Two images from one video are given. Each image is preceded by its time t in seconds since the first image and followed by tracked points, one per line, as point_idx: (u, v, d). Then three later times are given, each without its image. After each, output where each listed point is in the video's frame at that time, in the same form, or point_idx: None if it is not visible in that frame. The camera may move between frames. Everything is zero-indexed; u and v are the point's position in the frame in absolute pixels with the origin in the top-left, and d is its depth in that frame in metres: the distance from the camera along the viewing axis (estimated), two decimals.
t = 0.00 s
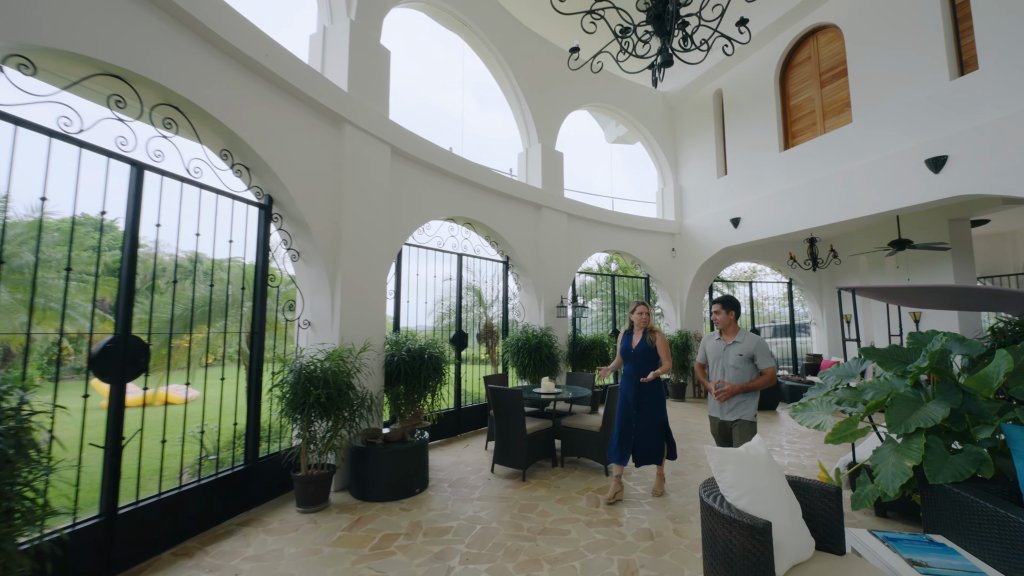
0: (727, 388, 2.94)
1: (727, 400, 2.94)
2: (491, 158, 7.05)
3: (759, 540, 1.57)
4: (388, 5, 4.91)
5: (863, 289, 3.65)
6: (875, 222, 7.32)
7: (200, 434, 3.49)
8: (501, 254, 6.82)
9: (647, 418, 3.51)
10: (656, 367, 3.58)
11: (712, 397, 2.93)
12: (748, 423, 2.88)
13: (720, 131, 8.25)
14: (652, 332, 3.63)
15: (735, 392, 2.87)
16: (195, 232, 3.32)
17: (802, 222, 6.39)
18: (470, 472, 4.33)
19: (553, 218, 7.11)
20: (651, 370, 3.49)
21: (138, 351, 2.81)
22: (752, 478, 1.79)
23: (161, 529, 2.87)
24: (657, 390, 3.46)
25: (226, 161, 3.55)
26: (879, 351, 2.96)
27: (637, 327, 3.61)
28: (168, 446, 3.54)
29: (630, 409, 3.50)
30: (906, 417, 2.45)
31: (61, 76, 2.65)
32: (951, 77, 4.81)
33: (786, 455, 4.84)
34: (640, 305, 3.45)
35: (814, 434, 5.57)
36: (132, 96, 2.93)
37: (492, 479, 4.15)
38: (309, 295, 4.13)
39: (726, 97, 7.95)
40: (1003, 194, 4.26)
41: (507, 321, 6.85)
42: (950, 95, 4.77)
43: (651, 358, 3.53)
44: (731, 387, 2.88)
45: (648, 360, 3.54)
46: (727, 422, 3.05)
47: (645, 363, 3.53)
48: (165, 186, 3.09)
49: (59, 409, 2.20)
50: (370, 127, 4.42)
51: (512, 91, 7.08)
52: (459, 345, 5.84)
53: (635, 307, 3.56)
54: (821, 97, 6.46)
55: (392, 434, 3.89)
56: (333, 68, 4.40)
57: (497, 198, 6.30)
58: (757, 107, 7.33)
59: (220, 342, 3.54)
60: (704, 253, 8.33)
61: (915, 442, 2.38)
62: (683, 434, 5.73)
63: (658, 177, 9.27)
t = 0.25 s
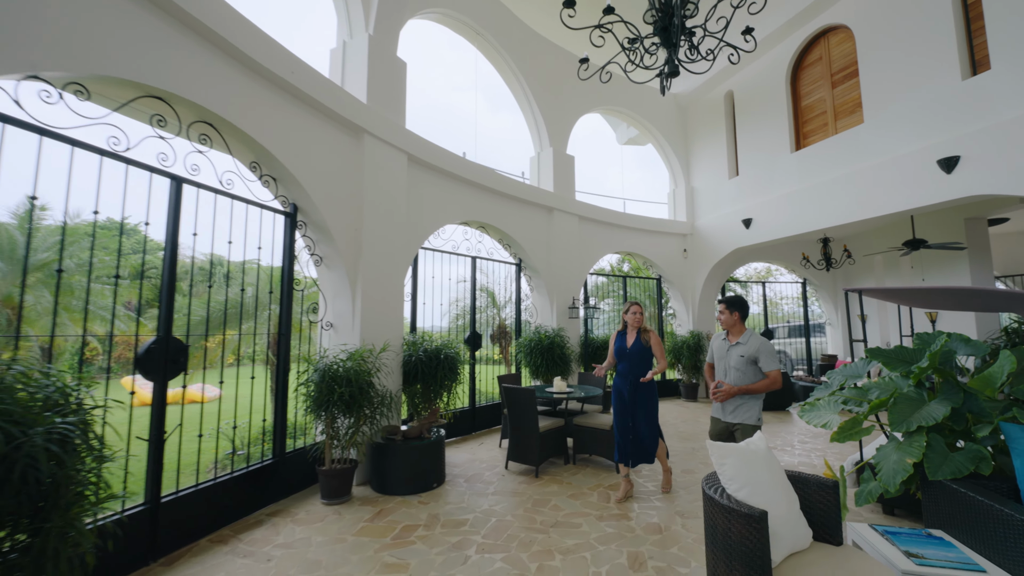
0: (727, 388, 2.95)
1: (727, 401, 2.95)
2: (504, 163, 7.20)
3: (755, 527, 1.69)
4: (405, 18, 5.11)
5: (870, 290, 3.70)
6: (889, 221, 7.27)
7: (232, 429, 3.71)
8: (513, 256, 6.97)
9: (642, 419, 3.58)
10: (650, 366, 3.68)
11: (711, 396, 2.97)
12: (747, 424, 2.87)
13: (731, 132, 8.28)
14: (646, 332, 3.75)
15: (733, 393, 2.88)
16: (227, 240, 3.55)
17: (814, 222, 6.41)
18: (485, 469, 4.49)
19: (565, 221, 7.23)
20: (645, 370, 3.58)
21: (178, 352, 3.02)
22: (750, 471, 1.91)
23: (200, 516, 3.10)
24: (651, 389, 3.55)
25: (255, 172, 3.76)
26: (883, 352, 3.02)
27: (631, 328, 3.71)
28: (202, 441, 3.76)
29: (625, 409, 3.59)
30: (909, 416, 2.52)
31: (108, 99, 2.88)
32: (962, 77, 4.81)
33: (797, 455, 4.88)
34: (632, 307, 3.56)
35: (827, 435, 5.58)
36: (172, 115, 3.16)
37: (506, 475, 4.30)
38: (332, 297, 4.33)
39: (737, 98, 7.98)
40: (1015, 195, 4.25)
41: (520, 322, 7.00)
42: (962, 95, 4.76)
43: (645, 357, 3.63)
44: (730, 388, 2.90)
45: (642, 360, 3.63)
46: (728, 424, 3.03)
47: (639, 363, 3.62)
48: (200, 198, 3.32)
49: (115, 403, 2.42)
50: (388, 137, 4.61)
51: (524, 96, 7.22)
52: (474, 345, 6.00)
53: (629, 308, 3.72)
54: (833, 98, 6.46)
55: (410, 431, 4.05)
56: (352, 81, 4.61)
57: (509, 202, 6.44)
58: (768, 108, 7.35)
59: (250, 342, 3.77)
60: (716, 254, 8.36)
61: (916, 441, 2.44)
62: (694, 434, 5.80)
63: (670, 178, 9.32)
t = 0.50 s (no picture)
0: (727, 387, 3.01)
1: (727, 399, 3.02)
2: (518, 166, 7.35)
3: (756, 515, 1.80)
4: (423, 30, 5.30)
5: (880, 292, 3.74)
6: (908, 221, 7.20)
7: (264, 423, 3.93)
8: (527, 258, 7.11)
9: (639, 418, 3.61)
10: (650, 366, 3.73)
11: (709, 394, 3.04)
12: (746, 423, 2.91)
13: (746, 132, 8.29)
14: (645, 333, 3.84)
15: (731, 391, 2.95)
16: (260, 245, 3.77)
17: (828, 223, 6.40)
18: (501, 464, 4.64)
19: (578, 223, 7.35)
20: (644, 369, 3.64)
21: (216, 350, 3.25)
22: (753, 464, 2.02)
23: (236, 504, 3.32)
24: (651, 389, 3.58)
25: (284, 181, 3.99)
26: (891, 352, 3.09)
27: (630, 328, 3.79)
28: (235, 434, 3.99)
29: (624, 408, 3.65)
30: (914, 415, 2.59)
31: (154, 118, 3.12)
32: (979, 76, 4.78)
33: (809, 455, 4.92)
34: (631, 307, 3.66)
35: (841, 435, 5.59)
36: (210, 129, 3.39)
37: (521, 471, 4.45)
38: (355, 299, 4.54)
39: (751, 99, 7.98)
40: None
41: (535, 322, 7.14)
42: (978, 94, 4.74)
43: (645, 357, 3.69)
44: (728, 386, 2.97)
45: (642, 360, 3.68)
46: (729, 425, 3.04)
47: (639, 363, 3.66)
48: (235, 207, 3.55)
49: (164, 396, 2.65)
50: (408, 145, 4.80)
51: (537, 101, 7.36)
52: (490, 345, 6.17)
53: (629, 309, 3.82)
54: (848, 98, 6.45)
55: (430, 427, 4.23)
56: (374, 92, 4.81)
57: (524, 205, 6.59)
58: (783, 108, 7.35)
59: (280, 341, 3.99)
60: (730, 254, 8.37)
61: (921, 439, 2.51)
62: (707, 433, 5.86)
63: (683, 179, 9.35)
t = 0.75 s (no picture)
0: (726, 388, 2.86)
1: (726, 401, 2.87)
2: (531, 168, 7.47)
3: (759, 503, 1.90)
4: (439, 37, 5.45)
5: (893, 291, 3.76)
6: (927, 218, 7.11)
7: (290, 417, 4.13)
8: (541, 258, 7.22)
9: (638, 414, 3.62)
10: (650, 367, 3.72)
11: (708, 395, 2.88)
12: (747, 425, 2.77)
13: (760, 130, 8.26)
14: (645, 333, 3.81)
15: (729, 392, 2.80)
16: (288, 249, 3.96)
17: (844, 221, 6.38)
18: (516, 459, 4.78)
19: (591, 223, 7.43)
20: (643, 369, 3.66)
21: (249, 347, 3.46)
22: (758, 456, 2.12)
23: (268, 493, 3.51)
24: (650, 390, 3.59)
25: (309, 187, 4.19)
26: (901, 350, 3.13)
27: (630, 329, 3.77)
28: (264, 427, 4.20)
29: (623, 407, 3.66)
30: (922, 411, 2.63)
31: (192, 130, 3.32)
32: (998, 72, 4.73)
33: (823, 453, 4.94)
34: (630, 308, 3.64)
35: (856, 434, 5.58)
36: (242, 140, 3.60)
37: (536, 465, 4.58)
38: (375, 298, 4.73)
39: (765, 97, 7.95)
40: None
41: (549, 321, 7.26)
42: (997, 90, 4.69)
43: (644, 358, 3.68)
44: (727, 386, 2.83)
45: (641, 361, 3.68)
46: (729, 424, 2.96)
47: (638, 364, 3.67)
48: (264, 212, 3.75)
49: (205, 389, 2.86)
50: (425, 150, 4.96)
51: (550, 102, 7.47)
52: (504, 343, 6.31)
53: (628, 309, 3.82)
54: (863, 95, 6.40)
55: (448, 421, 4.40)
56: (392, 99, 4.99)
57: (538, 206, 6.71)
58: (798, 106, 7.32)
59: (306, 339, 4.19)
60: (744, 253, 8.35)
61: (927, 435, 2.56)
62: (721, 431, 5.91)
63: (697, 178, 9.34)
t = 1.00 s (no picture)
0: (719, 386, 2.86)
1: (719, 399, 2.86)
2: (545, 169, 7.57)
3: (760, 496, 1.98)
4: (453, 45, 5.59)
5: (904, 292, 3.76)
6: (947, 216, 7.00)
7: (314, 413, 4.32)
8: (553, 259, 7.31)
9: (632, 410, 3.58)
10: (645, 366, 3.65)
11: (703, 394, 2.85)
12: (743, 423, 2.76)
13: (774, 129, 8.21)
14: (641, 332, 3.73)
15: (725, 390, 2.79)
16: (310, 252, 4.15)
17: (859, 220, 6.34)
18: (530, 456, 4.90)
19: (604, 223, 7.51)
20: (636, 367, 3.62)
21: (276, 346, 3.66)
22: (760, 451, 2.20)
23: (293, 485, 3.70)
24: (644, 388, 3.55)
25: (330, 193, 4.37)
26: (911, 350, 3.16)
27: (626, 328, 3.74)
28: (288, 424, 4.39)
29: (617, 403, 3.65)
30: (930, 411, 2.66)
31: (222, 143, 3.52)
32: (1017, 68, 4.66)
33: (836, 452, 4.94)
34: (627, 306, 3.60)
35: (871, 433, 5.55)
36: (268, 150, 3.79)
37: (549, 462, 4.69)
38: (393, 299, 4.90)
39: (779, 95, 7.90)
40: None
41: (562, 320, 7.36)
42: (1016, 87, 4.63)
43: (638, 357, 3.64)
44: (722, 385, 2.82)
45: (635, 360, 3.64)
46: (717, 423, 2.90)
47: (632, 363, 3.64)
48: (289, 218, 3.95)
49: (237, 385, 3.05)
50: (440, 155, 5.12)
51: (562, 105, 7.56)
52: (518, 343, 6.43)
53: (625, 309, 3.75)
54: (879, 92, 6.34)
55: (463, 418, 4.54)
56: (408, 107, 5.15)
57: (551, 208, 6.82)
58: (812, 104, 7.27)
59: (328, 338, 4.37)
60: (759, 252, 8.32)
61: (936, 434, 2.60)
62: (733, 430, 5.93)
63: (711, 177, 9.33)
